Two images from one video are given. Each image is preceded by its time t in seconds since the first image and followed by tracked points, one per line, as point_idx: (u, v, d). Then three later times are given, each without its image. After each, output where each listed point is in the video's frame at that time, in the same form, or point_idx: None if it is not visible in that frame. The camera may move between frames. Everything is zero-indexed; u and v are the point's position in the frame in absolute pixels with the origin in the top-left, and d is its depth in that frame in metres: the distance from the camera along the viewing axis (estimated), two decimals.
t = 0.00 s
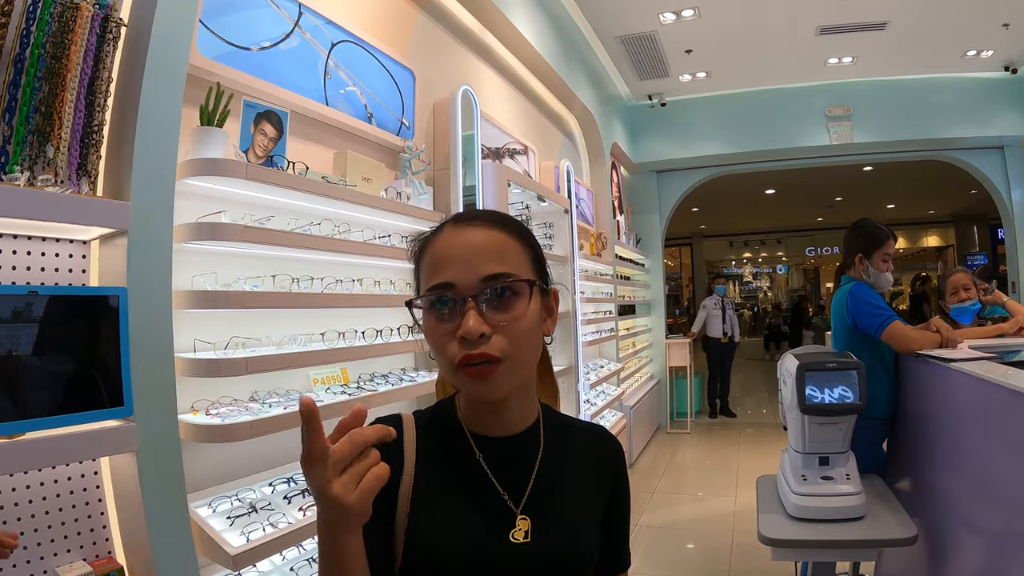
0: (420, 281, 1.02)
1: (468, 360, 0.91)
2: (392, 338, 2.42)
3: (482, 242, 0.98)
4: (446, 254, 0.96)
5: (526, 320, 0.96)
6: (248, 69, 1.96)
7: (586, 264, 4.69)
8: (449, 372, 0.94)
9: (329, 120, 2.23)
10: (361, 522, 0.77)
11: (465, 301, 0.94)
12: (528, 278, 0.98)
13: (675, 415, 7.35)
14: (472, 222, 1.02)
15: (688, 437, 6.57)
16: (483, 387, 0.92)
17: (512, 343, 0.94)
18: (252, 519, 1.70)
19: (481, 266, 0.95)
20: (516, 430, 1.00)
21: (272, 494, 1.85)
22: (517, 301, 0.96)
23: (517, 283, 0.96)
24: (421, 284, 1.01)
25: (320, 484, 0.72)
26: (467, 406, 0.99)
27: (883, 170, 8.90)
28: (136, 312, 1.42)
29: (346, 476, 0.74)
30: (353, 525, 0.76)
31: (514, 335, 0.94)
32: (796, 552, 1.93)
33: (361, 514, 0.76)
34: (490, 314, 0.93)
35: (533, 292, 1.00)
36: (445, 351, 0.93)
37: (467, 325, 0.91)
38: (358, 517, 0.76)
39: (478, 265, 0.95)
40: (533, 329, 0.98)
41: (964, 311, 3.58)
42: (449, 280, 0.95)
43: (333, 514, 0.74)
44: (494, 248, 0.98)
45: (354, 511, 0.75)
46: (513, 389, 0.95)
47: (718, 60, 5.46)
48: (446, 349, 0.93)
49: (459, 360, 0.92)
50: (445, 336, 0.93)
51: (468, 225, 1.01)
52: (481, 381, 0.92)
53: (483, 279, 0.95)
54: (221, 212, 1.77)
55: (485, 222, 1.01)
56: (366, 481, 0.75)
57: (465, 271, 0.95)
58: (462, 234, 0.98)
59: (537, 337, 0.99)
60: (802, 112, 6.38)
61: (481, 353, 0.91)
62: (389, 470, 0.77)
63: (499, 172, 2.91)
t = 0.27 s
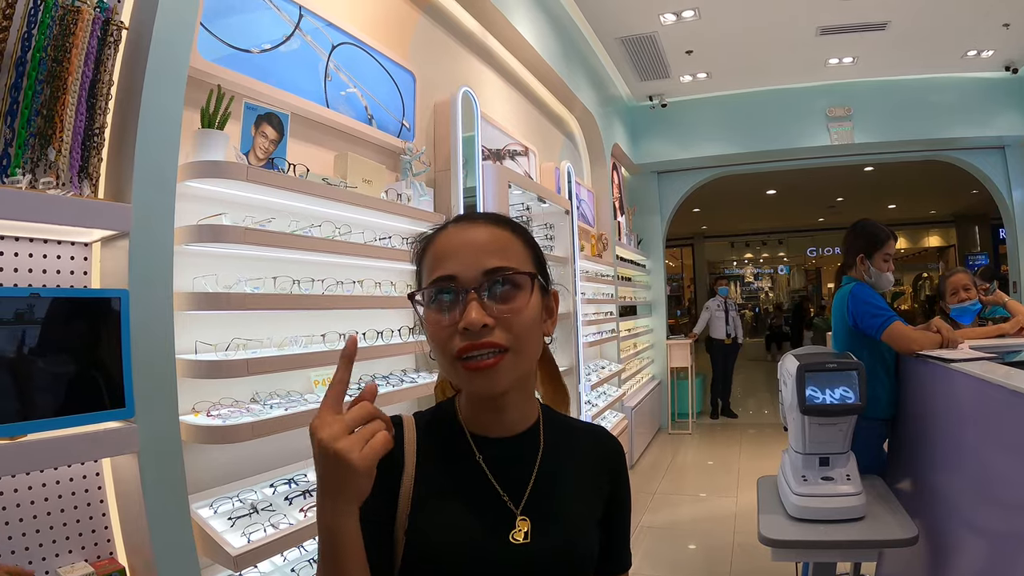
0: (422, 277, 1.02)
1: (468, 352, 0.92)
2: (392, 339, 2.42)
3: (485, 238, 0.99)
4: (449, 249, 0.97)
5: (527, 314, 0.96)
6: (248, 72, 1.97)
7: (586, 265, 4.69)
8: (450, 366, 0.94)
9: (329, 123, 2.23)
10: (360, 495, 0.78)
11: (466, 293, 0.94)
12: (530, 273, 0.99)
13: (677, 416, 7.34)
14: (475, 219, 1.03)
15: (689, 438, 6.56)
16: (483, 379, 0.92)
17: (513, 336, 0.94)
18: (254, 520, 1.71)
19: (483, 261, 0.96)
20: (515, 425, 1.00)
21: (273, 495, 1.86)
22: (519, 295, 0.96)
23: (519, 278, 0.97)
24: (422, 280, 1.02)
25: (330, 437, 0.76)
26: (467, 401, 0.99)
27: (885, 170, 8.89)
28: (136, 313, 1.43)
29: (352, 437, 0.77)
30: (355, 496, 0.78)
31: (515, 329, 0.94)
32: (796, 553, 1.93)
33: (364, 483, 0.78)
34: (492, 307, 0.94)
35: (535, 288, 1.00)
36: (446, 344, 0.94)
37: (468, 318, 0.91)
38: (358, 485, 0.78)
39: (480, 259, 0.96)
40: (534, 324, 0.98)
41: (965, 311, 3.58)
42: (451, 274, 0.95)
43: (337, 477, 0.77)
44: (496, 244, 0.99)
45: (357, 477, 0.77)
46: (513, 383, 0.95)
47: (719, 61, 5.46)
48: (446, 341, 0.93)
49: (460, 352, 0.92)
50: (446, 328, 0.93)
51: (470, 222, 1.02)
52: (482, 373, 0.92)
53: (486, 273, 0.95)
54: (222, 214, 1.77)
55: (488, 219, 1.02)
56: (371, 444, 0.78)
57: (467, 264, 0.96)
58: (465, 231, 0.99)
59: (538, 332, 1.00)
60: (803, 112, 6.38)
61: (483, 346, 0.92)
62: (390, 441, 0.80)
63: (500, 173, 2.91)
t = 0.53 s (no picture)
0: (424, 281, 1.03)
1: (471, 357, 0.92)
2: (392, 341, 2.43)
3: (486, 242, 0.99)
4: (451, 254, 0.97)
5: (529, 318, 0.96)
6: (248, 74, 1.97)
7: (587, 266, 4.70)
8: (453, 370, 0.94)
9: (329, 124, 2.24)
10: (352, 491, 0.78)
11: (468, 298, 0.95)
12: (531, 278, 0.99)
13: (678, 416, 7.34)
14: (477, 222, 1.03)
15: (690, 438, 6.56)
16: (486, 384, 0.92)
17: (515, 341, 0.95)
18: (254, 520, 1.71)
19: (485, 265, 0.96)
20: (517, 427, 1.01)
21: (274, 496, 1.86)
22: (520, 300, 0.97)
23: (520, 282, 0.97)
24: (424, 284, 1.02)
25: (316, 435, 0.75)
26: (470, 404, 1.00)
27: (885, 170, 8.88)
28: (137, 315, 1.44)
29: (342, 435, 0.77)
30: (346, 493, 0.78)
31: (518, 333, 0.95)
32: (796, 553, 1.93)
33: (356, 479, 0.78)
34: (494, 312, 0.94)
35: (536, 292, 1.01)
36: (448, 349, 0.94)
37: (471, 323, 0.92)
38: (349, 483, 0.78)
39: (482, 264, 0.96)
40: (535, 327, 0.98)
41: (965, 311, 3.58)
42: (453, 279, 0.96)
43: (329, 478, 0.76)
44: (498, 248, 0.99)
45: (349, 474, 0.77)
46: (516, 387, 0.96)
47: (719, 62, 5.47)
48: (449, 346, 0.94)
49: (463, 357, 0.93)
50: (449, 334, 0.94)
51: (471, 226, 1.02)
52: (485, 378, 0.92)
53: (488, 277, 0.96)
54: (222, 215, 1.78)
55: (489, 223, 1.02)
56: (360, 440, 0.77)
57: (469, 269, 0.96)
58: (467, 235, 0.99)
59: (540, 336, 1.00)
60: (804, 112, 6.38)
61: (485, 350, 0.92)
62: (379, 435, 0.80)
63: (500, 175, 2.91)
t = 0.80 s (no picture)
0: (424, 285, 1.03)
1: (471, 364, 0.93)
2: (393, 341, 2.43)
3: (485, 248, 0.99)
4: (450, 260, 0.97)
5: (528, 324, 0.96)
6: (249, 75, 1.97)
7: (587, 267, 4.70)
8: (453, 376, 0.95)
9: (329, 125, 2.24)
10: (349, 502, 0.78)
11: (468, 304, 0.95)
12: (530, 283, 0.99)
13: (679, 416, 7.35)
14: (475, 226, 1.03)
15: (691, 439, 6.56)
16: (486, 390, 0.93)
17: (514, 346, 0.95)
18: (255, 521, 1.71)
19: (484, 272, 0.96)
20: (518, 431, 1.01)
21: (274, 496, 1.87)
22: (519, 306, 0.97)
23: (519, 288, 0.97)
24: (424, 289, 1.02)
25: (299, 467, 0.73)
26: (471, 408, 1.00)
27: (886, 170, 8.88)
28: (138, 316, 1.44)
29: (324, 460, 0.74)
30: (343, 504, 0.77)
31: (517, 339, 0.95)
32: (797, 554, 1.93)
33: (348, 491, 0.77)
34: (493, 318, 0.94)
35: (536, 296, 1.01)
36: (448, 355, 0.94)
37: (470, 330, 0.92)
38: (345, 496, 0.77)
39: (481, 270, 0.96)
40: (535, 332, 0.98)
41: (965, 312, 3.58)
42: (452, 285, 0.96)
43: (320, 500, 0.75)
44: (496, 253, 0.99)
45: (341, 489, 0.76)
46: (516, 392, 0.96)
47: (719, 62, 5.47)
48: (448, 352, 0.94)
49: (462, 364, 0.93)
50: (448, 341, 0.94)
51: (470, 231, 1.01)
52: (485, 384, 0.93)
53: (487, 284, 0.95)
54: (222, 217, 1.78)
55: (488, 227, 1.01)
56: (346, 458, 0.75)
57: (468, 276, 0.96)
58: (465, 241, 0.99)
59: (539, 340, 1.00)
60: (804, 113, 6.38)
61: (485, 356, 0.93)
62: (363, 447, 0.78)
63: (500, 175, 2.92)
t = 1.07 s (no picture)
0: (420, 293, 1.01)
1: (473, 377, 0.93)
2: (393, 342, 2.43)
3: (480, 256, 0.96)
4: (445, 270, 0.95)
5: (528, 334, 0.96)
6: (249, 76, 1.98)
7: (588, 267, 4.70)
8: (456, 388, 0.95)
9: (329, 126, 2.24)
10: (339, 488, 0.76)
11: (466, 318, 0.94)
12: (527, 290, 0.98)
13: (680, 417, 7.34)
14: (468, 232, 1.00)
15: (692, 439, 6.55)
16: (489, 403, 0.93)
17: (515, 356, 0.95)
18: (255, 521, 1.71)
19: (481, 283, 0.94)
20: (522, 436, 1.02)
21: (275, 497, 1.86)
22: (518, 315, 0.96)
23: (517, 298, 0.96)
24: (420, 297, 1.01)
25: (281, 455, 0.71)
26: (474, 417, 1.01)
27: (887, 170, 8.87)
28: (138, 316, 1.43)
29: (303, 445, 0.72)
30: (333, 492, 0.75)
31: (517, 349, 0.95)
32: (798, 554, 1.92)
33: (337, 473, 0.75)
34: (492, 331, 0.94)
35: (534, 304, 0.99)
36: (449, 368, 0.94)
37: (471, 343, 0.92)
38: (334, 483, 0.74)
39: (478, 282, 0.94)
40: (534, 339, 0.98)
41: (966, 312, 3.57)
42: (449, 299, 0.94)
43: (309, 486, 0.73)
44: (492, 262, 0.97)
45: (326, 473, 0.73)
46: (518, 401, 0.97)
47: (719, 63, 5.48)
48: (450, 366, 0.94)
49: (464, 376, 0.93)
50: (449, 354, 0.94)
51: (463, 239, 0.99)
52: (489, 396, 0.93)
53: (484, 296, 0.94)
54: (222, 217, 1.78)
55: (482, 233, 0.98)
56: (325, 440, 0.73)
57: (465, 288, 0.94)
58: (459, 250, 0.97)
59: (539, 345, 1.00)
60: (804, 113, 6.38)
61: (486, 369, 0.93)
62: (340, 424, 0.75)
63: (500, 176, 2.92)
